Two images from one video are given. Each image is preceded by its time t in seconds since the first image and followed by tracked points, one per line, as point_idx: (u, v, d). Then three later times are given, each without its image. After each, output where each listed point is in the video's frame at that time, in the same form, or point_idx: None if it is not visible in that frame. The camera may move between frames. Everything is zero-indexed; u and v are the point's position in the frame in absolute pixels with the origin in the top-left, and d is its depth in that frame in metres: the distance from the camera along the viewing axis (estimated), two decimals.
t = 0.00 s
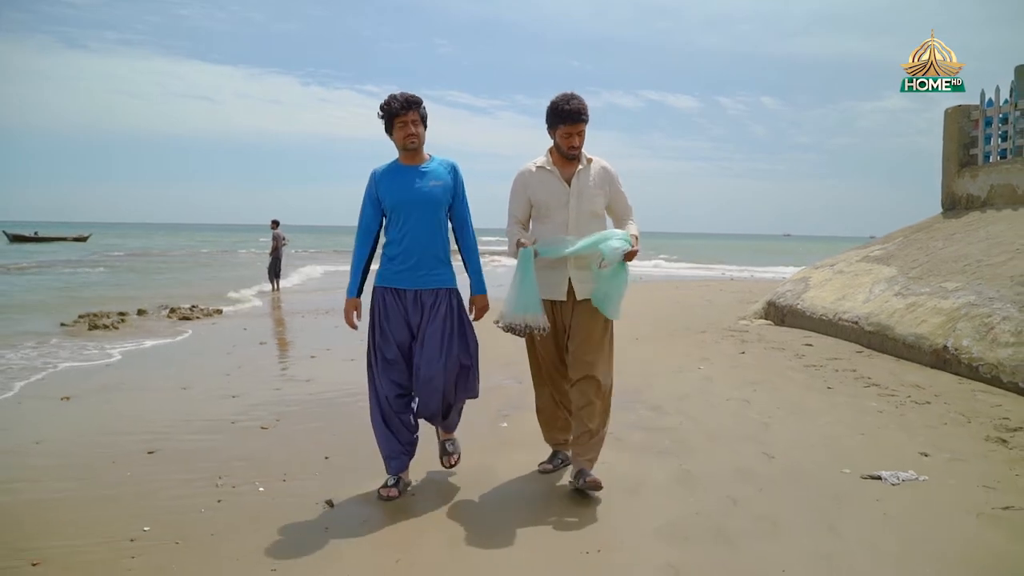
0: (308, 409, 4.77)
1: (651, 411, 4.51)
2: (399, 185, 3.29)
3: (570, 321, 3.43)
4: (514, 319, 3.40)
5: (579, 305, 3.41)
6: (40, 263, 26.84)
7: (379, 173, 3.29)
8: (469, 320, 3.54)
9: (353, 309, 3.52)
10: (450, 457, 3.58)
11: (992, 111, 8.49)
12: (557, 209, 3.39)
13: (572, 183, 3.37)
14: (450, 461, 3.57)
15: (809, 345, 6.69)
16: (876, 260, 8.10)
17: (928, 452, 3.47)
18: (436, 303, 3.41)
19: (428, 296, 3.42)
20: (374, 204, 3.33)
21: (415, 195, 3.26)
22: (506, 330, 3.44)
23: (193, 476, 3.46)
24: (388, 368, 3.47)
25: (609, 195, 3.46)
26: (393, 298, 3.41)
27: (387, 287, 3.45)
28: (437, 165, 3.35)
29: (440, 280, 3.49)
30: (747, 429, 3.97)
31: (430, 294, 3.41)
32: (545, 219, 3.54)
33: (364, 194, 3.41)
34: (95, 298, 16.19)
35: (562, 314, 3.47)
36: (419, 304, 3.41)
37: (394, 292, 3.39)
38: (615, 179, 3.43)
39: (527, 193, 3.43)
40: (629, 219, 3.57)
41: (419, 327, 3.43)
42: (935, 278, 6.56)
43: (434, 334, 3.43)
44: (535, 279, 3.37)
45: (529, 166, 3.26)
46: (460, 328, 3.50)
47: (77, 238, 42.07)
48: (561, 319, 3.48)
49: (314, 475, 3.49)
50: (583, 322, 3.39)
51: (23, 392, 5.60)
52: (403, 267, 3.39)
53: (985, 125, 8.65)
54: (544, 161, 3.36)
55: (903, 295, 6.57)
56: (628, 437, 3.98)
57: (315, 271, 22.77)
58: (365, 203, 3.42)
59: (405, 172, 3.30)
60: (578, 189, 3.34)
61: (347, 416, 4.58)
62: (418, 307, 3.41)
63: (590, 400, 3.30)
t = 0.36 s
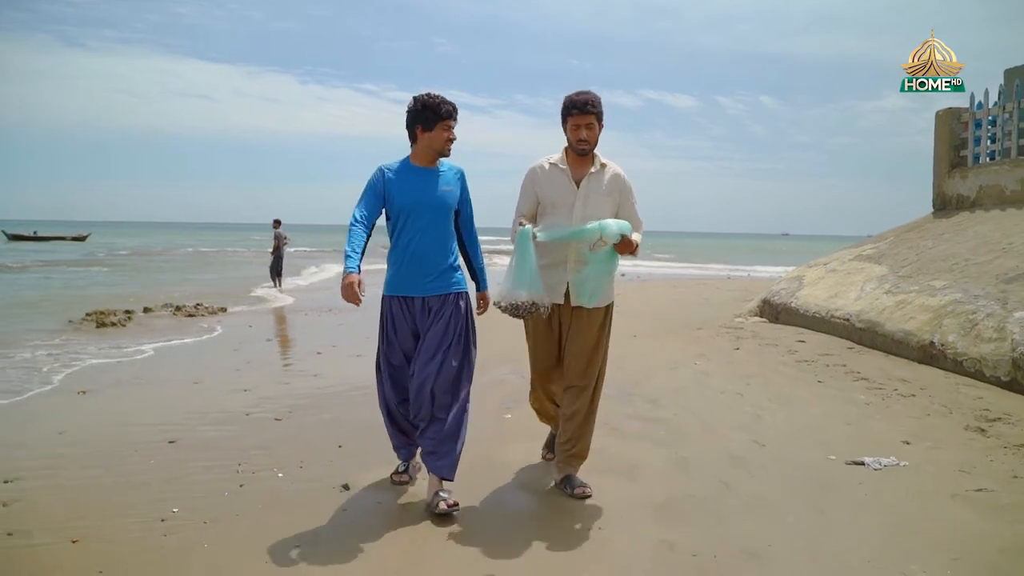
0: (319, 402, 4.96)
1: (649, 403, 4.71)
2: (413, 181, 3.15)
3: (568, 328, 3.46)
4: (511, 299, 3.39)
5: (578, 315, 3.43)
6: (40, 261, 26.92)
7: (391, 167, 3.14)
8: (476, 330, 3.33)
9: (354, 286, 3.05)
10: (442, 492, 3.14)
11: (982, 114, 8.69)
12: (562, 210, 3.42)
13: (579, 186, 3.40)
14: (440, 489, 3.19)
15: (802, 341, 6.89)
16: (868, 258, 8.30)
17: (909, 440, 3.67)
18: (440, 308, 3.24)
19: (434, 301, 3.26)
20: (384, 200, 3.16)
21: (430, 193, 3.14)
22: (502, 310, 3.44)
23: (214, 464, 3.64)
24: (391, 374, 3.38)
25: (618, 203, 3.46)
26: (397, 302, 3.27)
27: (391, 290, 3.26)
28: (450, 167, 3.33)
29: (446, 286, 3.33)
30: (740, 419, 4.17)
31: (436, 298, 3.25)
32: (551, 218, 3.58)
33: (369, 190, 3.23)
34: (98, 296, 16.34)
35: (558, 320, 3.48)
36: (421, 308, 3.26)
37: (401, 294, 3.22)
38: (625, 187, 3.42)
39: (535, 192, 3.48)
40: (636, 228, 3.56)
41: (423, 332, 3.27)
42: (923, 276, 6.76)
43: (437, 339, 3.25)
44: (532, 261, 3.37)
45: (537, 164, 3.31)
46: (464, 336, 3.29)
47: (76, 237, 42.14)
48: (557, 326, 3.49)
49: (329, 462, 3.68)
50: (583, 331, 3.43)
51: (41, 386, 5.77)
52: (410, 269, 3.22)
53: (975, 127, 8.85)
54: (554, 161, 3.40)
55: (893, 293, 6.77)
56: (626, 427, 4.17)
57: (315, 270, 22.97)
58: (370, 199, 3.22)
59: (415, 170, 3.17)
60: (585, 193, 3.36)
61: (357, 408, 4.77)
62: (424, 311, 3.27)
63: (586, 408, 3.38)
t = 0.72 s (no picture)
0: (329, 395, 5.15)
1: (646, 395, 4.90)
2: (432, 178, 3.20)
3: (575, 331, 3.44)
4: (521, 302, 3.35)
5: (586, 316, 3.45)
6: (42, 261, 27.12)
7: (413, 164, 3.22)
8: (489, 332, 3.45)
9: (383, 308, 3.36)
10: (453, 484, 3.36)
11: (972, 116, 8.89)
12: (569, 208, 3.40)
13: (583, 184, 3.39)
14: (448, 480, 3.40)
15: (795, 337, 7.08)
16: (860, 257, 8.50)
17: (892, 429, 3.86)
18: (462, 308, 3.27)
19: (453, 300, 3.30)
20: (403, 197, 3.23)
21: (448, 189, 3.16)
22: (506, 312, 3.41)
23: (233, 452, 3.83)
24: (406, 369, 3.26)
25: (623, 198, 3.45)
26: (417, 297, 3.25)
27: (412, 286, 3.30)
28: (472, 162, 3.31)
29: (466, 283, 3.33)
30: (733, 410, 4.37)
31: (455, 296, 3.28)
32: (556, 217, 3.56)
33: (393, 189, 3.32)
34: (104, 295, 16.61)
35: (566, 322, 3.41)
36: (445, 307, 3.29)
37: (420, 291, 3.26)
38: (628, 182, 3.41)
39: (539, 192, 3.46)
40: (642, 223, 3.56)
41: (445, 330, 3.31)
42: (913, 274, 6.96)
43: (459, 339, 3.32)
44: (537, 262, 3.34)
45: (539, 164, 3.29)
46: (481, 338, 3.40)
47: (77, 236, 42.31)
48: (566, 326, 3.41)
49: (342, 449, 3.87)
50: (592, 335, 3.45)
51: (59, 382, 5.99)
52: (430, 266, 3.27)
53: (966, 128, 9.03)
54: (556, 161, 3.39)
55: (883, 291, 6.97)
56: (624, 417, 4.37)
57: (316, 269, 23.18)
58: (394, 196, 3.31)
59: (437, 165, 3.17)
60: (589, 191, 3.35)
61: (366, 401, 4.97)
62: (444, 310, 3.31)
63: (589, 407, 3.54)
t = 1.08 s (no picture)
0: (338, 389, 5.34)
1: (644, 389, 5.08)
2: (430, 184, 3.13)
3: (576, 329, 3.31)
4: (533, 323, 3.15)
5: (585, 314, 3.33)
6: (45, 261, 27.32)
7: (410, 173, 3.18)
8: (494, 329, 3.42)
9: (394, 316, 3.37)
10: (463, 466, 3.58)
11: (963, 118, 9.08)
12: (564, 205, 3.27)
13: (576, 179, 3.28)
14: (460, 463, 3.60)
15: (789, 334, 7.27)
16: (853, 256, 8.70)
17: (877, 419, 4.06)
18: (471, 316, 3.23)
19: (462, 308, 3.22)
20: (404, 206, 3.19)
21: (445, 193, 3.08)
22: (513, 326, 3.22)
23: (249, 441, 4.02)
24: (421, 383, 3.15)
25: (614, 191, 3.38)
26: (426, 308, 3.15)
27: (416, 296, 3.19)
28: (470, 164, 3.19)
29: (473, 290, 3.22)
30: (726, 402, 4.55)
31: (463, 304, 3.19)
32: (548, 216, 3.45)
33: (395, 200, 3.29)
34: (109, 295, 16.84)
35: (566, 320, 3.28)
36: (457, 315, 3.21)
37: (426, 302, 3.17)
38: (617, 174, 3.35)
39: (530, 191, 3.30)
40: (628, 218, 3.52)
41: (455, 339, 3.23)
42: (904, 273, 7.15)
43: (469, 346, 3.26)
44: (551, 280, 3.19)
45: (532, 161, 3.15)
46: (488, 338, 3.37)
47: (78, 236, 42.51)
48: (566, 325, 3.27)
49: (353, 439, 4.05)
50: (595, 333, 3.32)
51: (76, 378, 6.19)
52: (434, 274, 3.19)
53: (957, 131, 9.23)
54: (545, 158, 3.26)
55: (875, 289, 7.17)
56: (622, 410, 4.55)
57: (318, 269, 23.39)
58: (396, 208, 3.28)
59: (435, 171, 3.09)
60: (584, 185, 3.26)
61: (374, 395, 5.15)
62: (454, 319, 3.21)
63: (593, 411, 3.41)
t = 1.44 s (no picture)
0: (345, 384, 5.53)
1: (641, 384, 5.28)
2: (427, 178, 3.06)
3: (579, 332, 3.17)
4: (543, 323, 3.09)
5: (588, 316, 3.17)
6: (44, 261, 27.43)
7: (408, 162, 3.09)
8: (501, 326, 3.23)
9: (377, 303, 3.10)
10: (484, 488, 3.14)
11: (953, 121, 9.30)
12: (570, 209, 3.20)
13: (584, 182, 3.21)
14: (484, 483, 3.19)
15: (782, 331, 7.48)
16: (846, 255, 8.90)
17: (863, 411, 4.26)
18: (461, 309, 3.06)
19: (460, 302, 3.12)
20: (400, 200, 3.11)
21: (444, 185, 3.00)
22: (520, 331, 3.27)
23: (264, 432, 4.21)
24: (413, 380, 3.15)
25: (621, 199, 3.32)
26: (419, 303, 3.10)
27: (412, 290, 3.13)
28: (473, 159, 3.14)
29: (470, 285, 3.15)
30: (720, 396, 4.75)
31: (459, 298, 3.09)
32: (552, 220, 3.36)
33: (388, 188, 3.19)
34: (112, 294, 17.02)
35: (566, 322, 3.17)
36: (446, 309, 3.10)
37: (422, 296, 3.10)
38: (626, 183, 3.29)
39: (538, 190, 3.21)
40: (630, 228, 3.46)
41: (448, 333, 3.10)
42: (893, 272, 7.36)
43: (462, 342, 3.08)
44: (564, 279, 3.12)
45: (541, 160, 3.07)
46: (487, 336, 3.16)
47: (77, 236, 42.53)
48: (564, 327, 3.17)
49: (363, 429, 4.24)
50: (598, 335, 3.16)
51: (89, 373, 6.40)
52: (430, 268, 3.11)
53: (947, 133, 9.43)
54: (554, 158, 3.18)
55: (865, 288, 7.38)
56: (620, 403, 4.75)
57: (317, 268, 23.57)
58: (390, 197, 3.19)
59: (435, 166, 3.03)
60: (591, 190, 3.19)
61: (380, 389, 5.34)
62: (448, 313, 3.10)
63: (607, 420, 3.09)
